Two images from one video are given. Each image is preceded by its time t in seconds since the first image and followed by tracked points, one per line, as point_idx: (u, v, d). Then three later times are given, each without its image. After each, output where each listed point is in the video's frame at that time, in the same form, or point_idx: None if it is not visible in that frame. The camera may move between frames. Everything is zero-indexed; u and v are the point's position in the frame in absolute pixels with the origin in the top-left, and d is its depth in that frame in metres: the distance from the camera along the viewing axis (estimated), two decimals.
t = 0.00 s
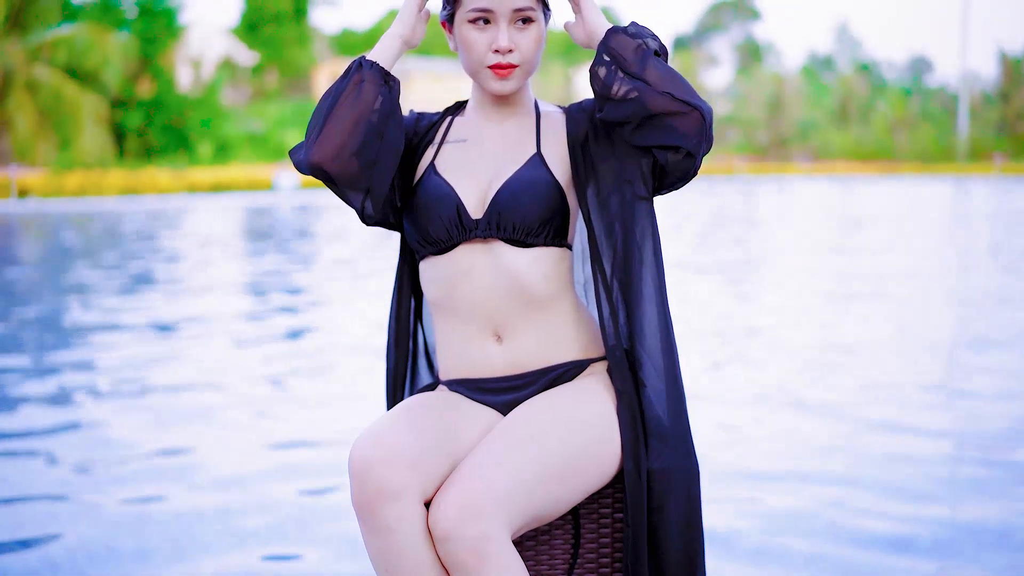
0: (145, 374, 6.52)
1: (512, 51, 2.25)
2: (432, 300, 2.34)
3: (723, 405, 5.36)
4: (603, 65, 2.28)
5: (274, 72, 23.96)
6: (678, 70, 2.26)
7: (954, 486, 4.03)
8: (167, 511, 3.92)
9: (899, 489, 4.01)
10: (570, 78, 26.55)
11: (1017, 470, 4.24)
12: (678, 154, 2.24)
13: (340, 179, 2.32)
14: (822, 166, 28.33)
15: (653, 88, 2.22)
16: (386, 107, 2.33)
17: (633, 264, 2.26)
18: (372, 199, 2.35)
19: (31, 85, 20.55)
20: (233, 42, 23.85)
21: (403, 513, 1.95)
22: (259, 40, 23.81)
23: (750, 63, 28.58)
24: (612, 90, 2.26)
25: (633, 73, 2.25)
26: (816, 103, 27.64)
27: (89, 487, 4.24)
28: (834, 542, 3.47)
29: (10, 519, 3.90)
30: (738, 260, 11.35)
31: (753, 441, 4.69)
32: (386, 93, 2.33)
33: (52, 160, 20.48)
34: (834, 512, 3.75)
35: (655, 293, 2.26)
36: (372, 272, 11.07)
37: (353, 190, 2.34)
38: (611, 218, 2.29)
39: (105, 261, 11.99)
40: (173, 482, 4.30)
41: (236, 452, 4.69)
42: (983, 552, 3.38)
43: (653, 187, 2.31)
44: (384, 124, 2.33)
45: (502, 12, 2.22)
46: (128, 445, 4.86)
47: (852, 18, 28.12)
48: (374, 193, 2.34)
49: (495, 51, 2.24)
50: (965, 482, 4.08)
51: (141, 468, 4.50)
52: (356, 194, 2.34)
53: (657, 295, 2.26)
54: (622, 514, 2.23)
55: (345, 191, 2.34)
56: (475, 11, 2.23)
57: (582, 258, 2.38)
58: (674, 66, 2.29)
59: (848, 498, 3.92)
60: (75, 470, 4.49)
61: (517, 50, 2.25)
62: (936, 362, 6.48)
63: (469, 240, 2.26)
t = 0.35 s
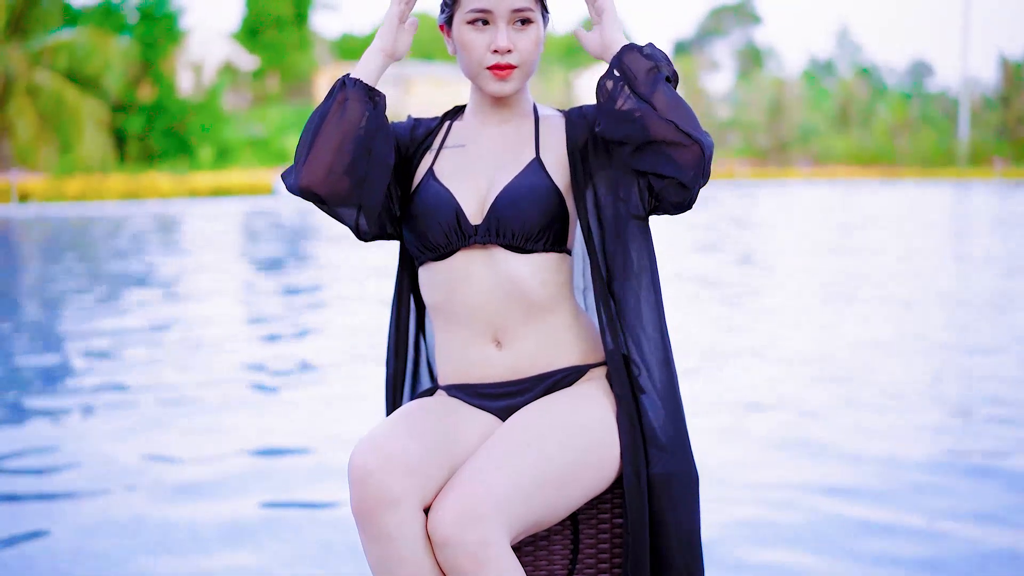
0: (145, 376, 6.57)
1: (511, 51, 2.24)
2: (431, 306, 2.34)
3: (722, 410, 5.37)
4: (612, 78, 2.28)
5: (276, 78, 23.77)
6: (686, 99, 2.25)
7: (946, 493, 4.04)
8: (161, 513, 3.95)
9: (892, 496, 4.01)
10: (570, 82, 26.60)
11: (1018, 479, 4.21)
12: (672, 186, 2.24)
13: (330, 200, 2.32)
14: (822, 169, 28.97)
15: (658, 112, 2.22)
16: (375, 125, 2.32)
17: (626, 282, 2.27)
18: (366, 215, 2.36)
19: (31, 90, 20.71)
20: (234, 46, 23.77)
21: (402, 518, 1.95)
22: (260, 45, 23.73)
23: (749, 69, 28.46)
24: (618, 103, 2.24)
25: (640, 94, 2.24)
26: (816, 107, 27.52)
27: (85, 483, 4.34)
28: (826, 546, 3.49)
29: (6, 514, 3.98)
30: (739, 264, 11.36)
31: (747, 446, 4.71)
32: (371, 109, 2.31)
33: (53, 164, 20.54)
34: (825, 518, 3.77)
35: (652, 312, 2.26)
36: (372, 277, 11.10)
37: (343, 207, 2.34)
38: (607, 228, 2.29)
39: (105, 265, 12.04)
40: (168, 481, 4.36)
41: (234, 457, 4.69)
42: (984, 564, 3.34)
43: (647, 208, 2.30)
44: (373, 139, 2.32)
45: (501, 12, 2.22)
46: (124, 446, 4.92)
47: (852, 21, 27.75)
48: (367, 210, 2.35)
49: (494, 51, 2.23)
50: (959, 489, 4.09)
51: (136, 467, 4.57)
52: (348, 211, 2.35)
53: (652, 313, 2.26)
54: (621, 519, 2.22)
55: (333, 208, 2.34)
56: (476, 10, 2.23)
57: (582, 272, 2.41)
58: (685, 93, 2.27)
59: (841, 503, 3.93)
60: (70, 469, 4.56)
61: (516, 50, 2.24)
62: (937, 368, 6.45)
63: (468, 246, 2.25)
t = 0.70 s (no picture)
0: (143, 383, 6.57)
1: (512, 53, 2.23)
2: (432, 313, 2.34)
3: (721, 418, 5.38)
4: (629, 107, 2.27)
5: (276, 85, 24.90)
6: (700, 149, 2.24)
7: (945, 500, 4.04)
8: (157, 517, 3.97)
9: (890, 502, 4.02)
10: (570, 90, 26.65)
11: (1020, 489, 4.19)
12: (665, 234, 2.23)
13: (318, 247, 2.33)
14: (823, 178, 28.12)
15: (670, 157, 2.21)
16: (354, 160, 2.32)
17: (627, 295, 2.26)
18: (359, 253, 2.37)
19: (34, 98, 20.45)
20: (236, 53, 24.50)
21: (400, 528, 1.94)
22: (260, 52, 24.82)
23: (750, 75, 28.93)
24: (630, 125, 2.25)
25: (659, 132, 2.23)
26: (816, 114, 27.62)
27: (79, 487, 4.39)
28: (824, 553, 3.49)
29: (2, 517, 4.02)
30: (739, 272, 11.37)
31: (745, 454, 4.70)
32: (346, 145, 2.30)
33: (54, 171, 20.51)
34: (822, 524, 3.78)
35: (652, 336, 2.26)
36: (371, 284, 11.08)
37: (333, 247, 2.34)
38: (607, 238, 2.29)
39: (104, 273, 12.03)
40: (163, 485, 4.39)
41: (232, 464, 4.68)
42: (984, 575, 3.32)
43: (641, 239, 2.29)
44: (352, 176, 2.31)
45: (501, 15, 2.21)
46: (121, 451, 4.95)
47: (852, 29, 28.59)
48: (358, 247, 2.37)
49: (495, 53, 2.22)
50: (958, 495, 4.09)
51: (130, 471, 4.60)
52: (341, 254, 2.36)
53: (650, 335, 2.26)
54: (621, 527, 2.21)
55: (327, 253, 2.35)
56: (473, 18, 2.23)
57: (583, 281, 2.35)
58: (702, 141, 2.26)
59: (838, 510, 3.94)
60: (66, 473, 4.61)
61: (516, 53, 2.23)
62: (938, 376, 6.46)
63: (468, 254, 2.24)
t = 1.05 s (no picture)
0: (139, 393, 6.56)
1: (513, 58, 2.22)
2: (435, 326, 2.33)
3: (721, 428, 5.38)
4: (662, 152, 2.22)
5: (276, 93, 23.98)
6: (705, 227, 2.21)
7: (946, 510, 4.04)
8: (153, 527, 3.98)
9: (889, 512, 4.02)
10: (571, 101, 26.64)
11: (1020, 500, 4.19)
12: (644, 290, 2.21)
13: (314, 311, 2.31)
14: (823, 189, 28.25)
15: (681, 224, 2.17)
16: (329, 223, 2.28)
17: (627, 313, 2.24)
18: (354, 307, 2.36)
19: (34, 108, 20.67)
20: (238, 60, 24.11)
21: (399, 539, 1.93)
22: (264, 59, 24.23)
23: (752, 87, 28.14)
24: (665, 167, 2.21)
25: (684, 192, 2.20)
26: (817, 125, 27.59)
27: (74, 488, 4.52)
28: (822, 565, 3.48)
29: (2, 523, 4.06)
30: (739, 283, 11.33)
31: (744, 466, 4.68)
32: (313, 217, 2.24)
33: (55, 182, 20.63)
34: (822, 534, 3.78)
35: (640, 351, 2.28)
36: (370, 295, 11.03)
37: (326, 306, 2.32)
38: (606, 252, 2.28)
39: (107, 283, 12.05)
40: (157, 490, 4.45)
41: (232, 474, 4.68)
42: None
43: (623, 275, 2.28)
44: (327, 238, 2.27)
45: (501, 20, 2.21)
46: (116, 457, 5.01)
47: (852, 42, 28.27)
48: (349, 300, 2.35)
49: (495, 58, 2.21)
50: (959, 506, 4.10)
51: (122, 475, 4.71)
52: (336, 311, 2.33)
53: (643, 349, 2.28)
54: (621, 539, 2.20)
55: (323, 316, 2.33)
56: (475, 25, 2.23)
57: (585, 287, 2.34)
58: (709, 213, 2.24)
59: (834, 520, 3.94)
60: (60, 474, 4.72)
61: (517, 57, 2.22)
62: (938, 386, 6.47)
63: (470, 268, 2.23)
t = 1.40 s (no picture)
0: (145, 406, 6.53)
1: (513, 66, 2.20)
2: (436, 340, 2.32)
3: (724, 442, 5.35)
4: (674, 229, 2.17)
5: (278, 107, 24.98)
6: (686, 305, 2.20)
7: (951, 526, 3.98)
8: (151, 541, 3.94)
9: (898, 528, 3.97)
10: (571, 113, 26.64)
11: None
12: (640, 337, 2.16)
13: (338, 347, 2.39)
14: (823, 201, 28.03)
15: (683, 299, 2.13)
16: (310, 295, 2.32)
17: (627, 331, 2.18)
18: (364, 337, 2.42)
19: (35, 121, 20.44)
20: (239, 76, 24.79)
21: (398, 556, 1.92)
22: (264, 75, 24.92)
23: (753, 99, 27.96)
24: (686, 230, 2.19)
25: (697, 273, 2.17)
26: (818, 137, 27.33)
27: (84, 492, 4.61)
28: None
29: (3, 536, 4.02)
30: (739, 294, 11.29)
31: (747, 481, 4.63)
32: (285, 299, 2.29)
33: (55, 194, 20.56)
34: (826, 549, 3.74)
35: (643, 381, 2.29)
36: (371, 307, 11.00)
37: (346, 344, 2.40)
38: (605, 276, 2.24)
39: (105, 295, 12.01)
40: (161, 503, 4.43)
41: (233, 488, 4.64)
42: None
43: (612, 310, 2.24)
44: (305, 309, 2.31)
45: (500, 28, 2.18)
46: (118, 471, 4.97)
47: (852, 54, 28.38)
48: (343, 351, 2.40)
49: (496, 67, 2.19)
50: (966, 518, 4.08)
51: (126, 485, 4.72)
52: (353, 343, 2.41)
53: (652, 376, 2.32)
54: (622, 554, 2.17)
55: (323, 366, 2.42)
56: (476, 36, 2.20)
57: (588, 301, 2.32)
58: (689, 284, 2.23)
59: (834, 535, 3.90)
60: (62, 485, 4.72)
61: (518, 66, 2.20)
62: (940, 399, 6.45)
63: (474, 283, 2.21)
